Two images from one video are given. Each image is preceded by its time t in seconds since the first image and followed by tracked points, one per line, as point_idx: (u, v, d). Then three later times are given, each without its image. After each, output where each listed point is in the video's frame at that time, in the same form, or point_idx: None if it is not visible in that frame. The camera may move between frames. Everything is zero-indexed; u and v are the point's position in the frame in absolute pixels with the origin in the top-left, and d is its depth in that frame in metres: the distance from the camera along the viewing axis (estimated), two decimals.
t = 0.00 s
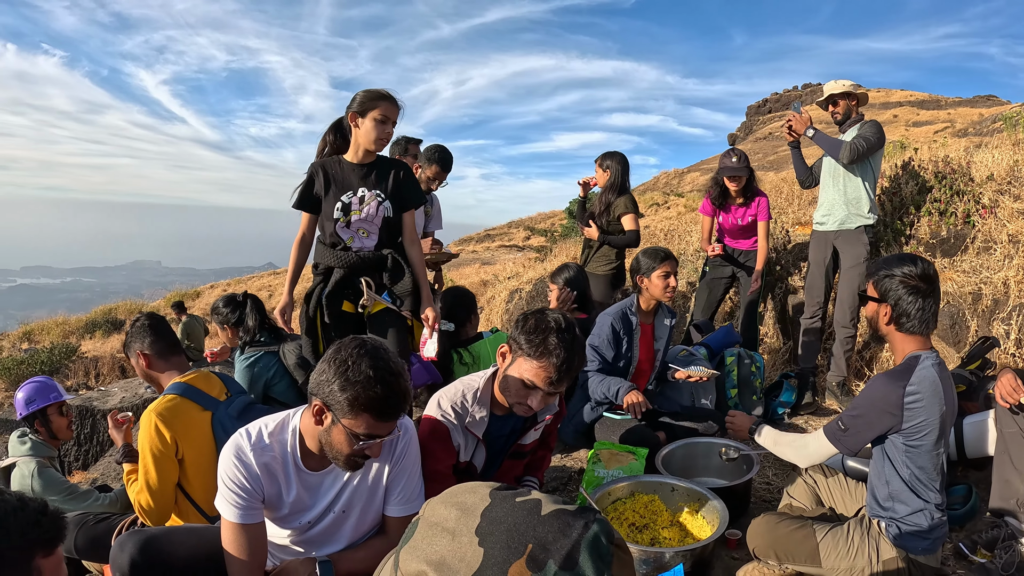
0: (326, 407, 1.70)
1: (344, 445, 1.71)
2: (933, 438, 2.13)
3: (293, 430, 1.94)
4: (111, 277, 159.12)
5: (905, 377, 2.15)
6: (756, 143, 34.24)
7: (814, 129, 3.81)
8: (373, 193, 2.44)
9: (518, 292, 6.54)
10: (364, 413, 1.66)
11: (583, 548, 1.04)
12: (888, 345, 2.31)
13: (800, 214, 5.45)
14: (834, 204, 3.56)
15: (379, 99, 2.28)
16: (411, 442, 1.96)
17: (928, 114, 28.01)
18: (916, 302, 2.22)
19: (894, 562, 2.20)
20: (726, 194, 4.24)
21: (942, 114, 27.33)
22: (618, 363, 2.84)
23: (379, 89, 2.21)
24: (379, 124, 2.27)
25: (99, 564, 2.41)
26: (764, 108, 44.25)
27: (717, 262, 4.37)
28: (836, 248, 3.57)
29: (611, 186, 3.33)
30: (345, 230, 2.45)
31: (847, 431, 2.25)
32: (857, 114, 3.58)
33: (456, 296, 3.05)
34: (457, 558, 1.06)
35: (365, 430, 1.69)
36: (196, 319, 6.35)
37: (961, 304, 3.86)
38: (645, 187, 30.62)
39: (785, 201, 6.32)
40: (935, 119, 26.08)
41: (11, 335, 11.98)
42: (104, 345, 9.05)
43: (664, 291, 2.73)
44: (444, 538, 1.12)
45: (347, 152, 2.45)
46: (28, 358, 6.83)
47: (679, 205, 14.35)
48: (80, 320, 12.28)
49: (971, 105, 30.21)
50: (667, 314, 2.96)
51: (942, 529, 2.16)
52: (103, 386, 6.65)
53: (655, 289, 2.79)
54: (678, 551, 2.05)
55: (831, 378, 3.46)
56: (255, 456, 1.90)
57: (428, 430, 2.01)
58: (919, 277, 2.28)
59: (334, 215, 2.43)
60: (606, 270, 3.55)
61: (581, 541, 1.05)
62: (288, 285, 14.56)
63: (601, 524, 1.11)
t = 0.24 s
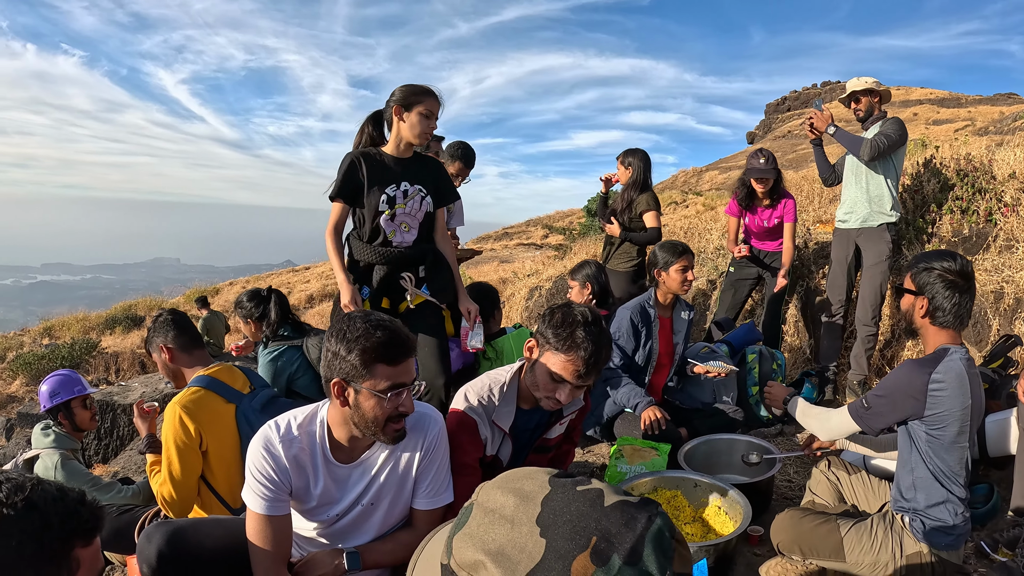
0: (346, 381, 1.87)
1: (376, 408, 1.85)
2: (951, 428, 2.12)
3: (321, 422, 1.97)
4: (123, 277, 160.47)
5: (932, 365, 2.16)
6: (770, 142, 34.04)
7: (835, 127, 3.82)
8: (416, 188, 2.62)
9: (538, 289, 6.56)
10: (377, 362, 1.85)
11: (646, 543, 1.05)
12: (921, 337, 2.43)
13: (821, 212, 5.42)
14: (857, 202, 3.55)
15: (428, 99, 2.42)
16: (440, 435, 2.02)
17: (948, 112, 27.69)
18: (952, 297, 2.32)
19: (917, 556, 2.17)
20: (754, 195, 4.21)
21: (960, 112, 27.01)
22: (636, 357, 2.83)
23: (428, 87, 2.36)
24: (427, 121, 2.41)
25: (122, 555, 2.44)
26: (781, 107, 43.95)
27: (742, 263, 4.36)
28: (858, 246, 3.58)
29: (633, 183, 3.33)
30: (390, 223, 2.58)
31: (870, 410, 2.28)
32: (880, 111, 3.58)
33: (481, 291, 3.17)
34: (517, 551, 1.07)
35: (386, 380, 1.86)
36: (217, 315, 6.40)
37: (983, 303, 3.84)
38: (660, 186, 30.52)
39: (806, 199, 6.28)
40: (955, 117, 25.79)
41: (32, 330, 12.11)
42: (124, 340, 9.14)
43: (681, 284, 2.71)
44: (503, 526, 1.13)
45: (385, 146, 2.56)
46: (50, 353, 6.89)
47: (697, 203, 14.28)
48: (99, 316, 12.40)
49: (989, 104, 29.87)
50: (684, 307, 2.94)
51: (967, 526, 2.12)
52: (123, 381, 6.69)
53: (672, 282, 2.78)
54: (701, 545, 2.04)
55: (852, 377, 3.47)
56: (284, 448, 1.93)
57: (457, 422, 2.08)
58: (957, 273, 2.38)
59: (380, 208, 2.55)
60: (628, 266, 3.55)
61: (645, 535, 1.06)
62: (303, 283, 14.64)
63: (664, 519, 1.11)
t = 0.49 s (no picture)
0: (375, 366, 1.88)
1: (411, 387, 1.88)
2: (965, 415, 2.16)
3: (352, 410, 2.00)
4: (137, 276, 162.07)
5: (951, 352, 2.21)
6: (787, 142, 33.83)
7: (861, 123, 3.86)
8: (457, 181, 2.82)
9: (561, 286, 6.58)
10: (403, 342, 1.87)
11: (761, 542, 1.05)
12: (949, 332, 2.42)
13: (846, 210, 5.40)
14: (883, 199, 3.61)
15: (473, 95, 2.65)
16: (471, 425, 2.07)
17: (970, 111, 27.35)
18: (982, 292, 2.31)
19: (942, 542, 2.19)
20: (785, 198, 4.21)
21: (983, 111, 26.68)
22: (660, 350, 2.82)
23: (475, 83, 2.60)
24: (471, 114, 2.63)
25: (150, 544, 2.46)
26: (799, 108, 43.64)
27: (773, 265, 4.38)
28: (884, 244, 3.66)
29: (659, 180, 3.38)
30: (433, 213, 2.77)
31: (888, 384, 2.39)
32: (906, 108, 3.61)
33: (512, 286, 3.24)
34: (633, 538, 1.08)
35: (414, 358, 1.88)
36: (241, 310, 6.45)
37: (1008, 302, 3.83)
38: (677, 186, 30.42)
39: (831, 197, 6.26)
40: (978, 115, 25.47)
41: (56, 324, 12.24)
42: (147, 335, 9.23)
43: (703, 279, 2.71)
44: (614, 508, 1.15)
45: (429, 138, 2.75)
46: (74, 346, 6.96)
47: (719, 201, 14.20)
48: (123, 311, 12.54)
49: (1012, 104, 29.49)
50: (707, 302, 2.95)
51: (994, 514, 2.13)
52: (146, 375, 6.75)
53: (695, 276, 2.77)
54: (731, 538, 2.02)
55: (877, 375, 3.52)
56: (315, 435, 1.95)
57: (489, 413, 2.14)
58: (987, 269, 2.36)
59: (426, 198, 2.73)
60: (653, 262, 3.59)
61: (761, 532, 1.06)
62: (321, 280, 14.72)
63: (776, 516, 1.12)
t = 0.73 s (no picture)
0: (410, 357, 1.94)
1: (444, 375, 1.92)
2: (982, 402, 2.23)
3: (384, 400, 2.04)
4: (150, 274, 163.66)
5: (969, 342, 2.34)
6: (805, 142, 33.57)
7: (884, 121, 3.93)
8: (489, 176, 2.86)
9: (585, 283, 6.60)
10: (437, 331, 1.93)
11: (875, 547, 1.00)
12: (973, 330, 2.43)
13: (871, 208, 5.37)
14: (909, 196, 3.64)
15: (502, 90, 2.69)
16: (503, 418, 2.10)
17: (993, 109, 26.98)
18: (1005, 291, 2.33)
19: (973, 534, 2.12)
20: (818, 202, 4.20)
21: (1006, 109, 26.31)
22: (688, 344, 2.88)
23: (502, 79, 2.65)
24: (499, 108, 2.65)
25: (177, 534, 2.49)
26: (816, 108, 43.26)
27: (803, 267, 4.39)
28: (910, 242, 3.67)
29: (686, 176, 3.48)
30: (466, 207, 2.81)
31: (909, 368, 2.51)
32: (932, 104, 3.59)
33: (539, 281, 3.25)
34: (759, 523, 1.00)
35: (448, 347, 1.94)
36: (266, 305, 6.52)
37: None
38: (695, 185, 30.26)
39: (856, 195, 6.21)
40: (1002, 114, 25.10)
41: (80, 318, 12.40)
42: (171, 330, 9.33)
43: (730, 274, 2.81)
44: (737, 486, 1.05)
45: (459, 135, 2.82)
46: (99, 339, 7.03)
47: (742, 199, 14.10)
48: (146, 306, 12.68)
49: None
50: (733, 296, 3.00)
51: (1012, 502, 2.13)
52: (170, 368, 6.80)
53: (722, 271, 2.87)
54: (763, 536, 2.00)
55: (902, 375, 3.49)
56: (347, 425, 2.00)
57: (521, 406, 2.20)
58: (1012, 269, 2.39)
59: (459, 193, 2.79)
60: (679, 259, 3.66)
61: (874, 536, 1.01)
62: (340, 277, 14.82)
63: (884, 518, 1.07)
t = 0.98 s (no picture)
0: (442, 348, 1.95)
1: (477, 367, 1.93)
2: (998, 391, 2.20)
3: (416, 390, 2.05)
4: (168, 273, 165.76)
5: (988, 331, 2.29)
6: (826, 141, 33.21)
7: (911, 116, 3.90)
8: (514, 169, 2.87)
9: (608, 280, 6.60)
10: (471, 323, 1.94)
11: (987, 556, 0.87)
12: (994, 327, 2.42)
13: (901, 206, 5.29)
14: (936, 193, 3.61)
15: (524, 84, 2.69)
16: (535, 409, 2.11)
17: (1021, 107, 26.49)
18: None
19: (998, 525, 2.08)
20: (850, 205, 4.15)
21: None
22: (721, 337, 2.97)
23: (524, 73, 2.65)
24: (521, 105, 2.66)
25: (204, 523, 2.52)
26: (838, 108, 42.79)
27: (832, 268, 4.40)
28: (938, 239, 3.63)
29: (713, 172, 3.58)
30: (489, 200, 2.83)
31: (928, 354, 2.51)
32: (960, 99, 3.54)
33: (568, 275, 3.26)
34: (912, 529, 0.80)
35: (482, 338, 1.94)
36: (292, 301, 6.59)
37: None
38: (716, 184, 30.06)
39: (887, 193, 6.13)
40: None
41: (107, 313, 12.58)
42: (197, 325, 9.44)
43: (759, 269, 2.83)
44: (882, 481, 0.83)
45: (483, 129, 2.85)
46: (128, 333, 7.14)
47: (768, 198, 13.96)
48: (172, 301, 12.86)
49: None
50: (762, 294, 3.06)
51: None
52: (196, 363, 6.88)
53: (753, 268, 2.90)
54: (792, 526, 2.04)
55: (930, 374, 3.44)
56: (379, 415, 2.01)
57: (551, 398, 2.24)
58: None
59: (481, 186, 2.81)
60: (706, 255, 3.77)
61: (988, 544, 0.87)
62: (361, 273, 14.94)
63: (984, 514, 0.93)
